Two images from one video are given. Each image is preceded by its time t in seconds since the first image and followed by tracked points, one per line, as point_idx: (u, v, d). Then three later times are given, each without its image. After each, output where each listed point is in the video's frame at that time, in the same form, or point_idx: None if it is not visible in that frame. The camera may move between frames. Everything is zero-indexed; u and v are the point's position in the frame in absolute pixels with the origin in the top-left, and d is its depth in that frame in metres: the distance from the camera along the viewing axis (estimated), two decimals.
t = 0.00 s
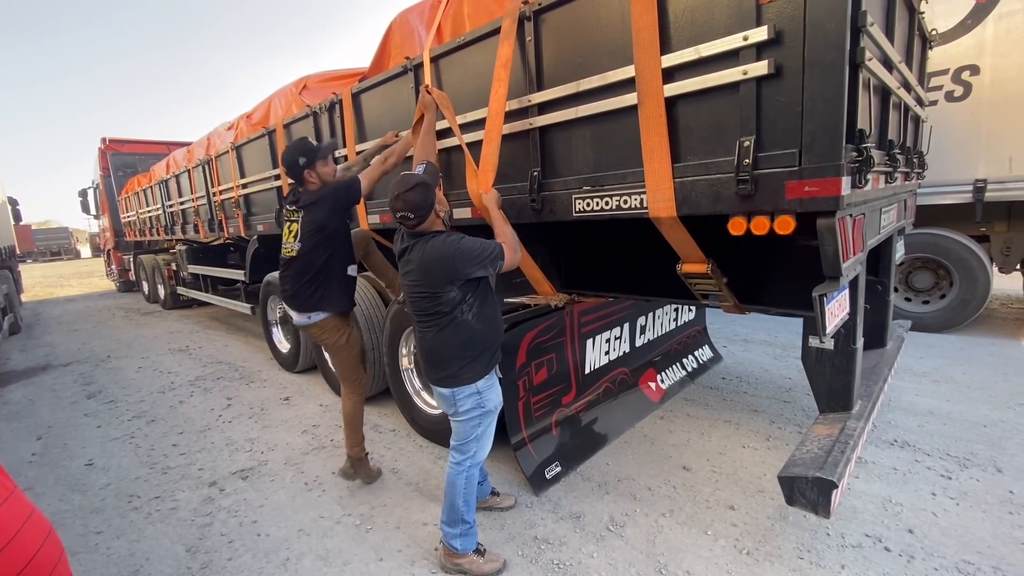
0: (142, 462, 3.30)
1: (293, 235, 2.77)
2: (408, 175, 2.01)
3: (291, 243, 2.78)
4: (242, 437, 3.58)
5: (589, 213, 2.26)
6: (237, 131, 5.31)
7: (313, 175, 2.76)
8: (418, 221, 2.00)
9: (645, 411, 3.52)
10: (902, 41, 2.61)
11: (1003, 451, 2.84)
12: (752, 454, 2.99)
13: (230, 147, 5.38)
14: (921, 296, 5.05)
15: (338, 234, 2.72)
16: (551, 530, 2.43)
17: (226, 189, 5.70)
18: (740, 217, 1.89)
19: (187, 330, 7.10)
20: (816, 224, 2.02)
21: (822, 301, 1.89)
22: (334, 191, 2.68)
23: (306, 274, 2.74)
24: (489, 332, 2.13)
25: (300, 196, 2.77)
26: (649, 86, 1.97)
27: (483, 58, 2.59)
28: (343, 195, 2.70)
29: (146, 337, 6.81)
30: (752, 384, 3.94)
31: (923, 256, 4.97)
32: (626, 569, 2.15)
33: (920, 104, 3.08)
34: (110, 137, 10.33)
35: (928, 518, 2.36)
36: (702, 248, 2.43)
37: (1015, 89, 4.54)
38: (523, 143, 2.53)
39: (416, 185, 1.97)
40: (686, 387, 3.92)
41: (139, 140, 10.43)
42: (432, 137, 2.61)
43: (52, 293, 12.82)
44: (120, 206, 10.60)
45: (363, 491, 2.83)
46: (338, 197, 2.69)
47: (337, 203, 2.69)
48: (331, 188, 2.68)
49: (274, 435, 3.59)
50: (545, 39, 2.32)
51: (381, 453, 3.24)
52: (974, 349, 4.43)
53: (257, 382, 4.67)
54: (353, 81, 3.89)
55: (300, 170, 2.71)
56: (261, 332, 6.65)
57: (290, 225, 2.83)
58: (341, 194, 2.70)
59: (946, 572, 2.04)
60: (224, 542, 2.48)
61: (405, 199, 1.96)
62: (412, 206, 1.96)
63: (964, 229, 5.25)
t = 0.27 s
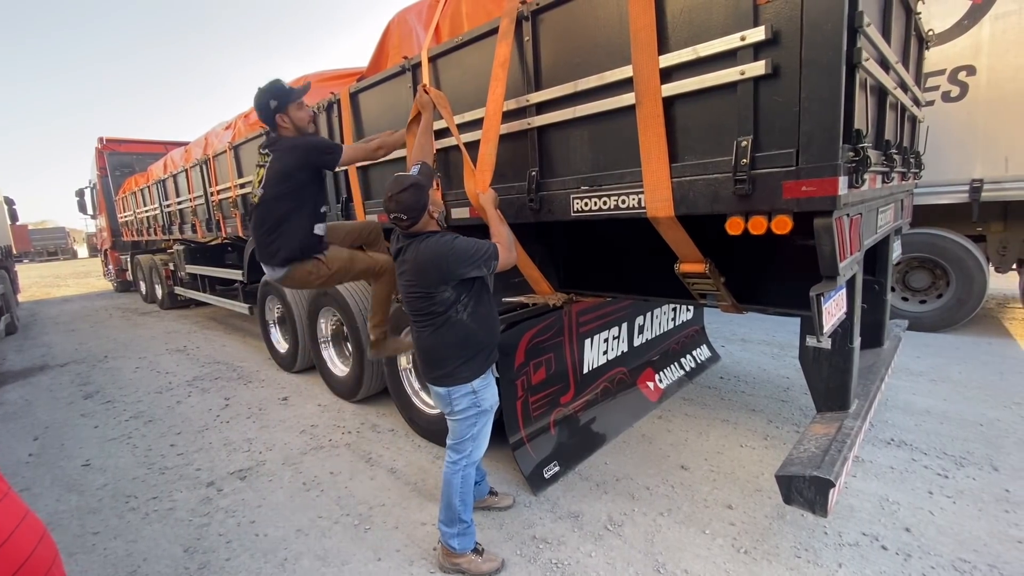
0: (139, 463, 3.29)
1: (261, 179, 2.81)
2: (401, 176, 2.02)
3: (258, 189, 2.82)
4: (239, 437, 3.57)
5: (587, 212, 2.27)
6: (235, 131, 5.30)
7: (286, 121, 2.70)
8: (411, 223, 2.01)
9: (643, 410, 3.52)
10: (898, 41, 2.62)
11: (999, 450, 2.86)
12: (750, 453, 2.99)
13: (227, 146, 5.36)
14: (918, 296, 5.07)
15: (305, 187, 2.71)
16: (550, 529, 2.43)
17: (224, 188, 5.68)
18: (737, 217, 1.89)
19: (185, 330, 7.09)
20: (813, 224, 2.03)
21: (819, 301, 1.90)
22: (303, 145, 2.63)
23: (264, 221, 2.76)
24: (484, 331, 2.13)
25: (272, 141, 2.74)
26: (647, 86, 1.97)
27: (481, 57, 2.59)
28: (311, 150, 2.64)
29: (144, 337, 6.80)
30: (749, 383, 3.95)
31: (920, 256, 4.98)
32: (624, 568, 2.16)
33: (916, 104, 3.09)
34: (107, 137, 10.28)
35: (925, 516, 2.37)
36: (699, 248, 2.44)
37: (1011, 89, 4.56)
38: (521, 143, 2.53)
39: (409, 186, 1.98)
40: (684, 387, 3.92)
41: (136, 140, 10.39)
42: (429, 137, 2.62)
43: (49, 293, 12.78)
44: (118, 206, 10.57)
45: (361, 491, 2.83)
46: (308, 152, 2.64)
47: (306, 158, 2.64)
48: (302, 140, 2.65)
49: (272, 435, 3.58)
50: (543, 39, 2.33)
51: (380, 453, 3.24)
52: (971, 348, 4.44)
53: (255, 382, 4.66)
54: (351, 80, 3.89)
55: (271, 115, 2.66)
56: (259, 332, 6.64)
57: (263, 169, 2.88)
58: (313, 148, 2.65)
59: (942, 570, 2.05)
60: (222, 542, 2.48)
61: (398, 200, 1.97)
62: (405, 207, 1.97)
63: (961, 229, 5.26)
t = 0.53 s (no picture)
0: (139, 463, 3.29)
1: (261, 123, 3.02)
2: (394, 178, 2.01)
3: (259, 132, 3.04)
4: (238, 437, 3.57)
5: (586, 212, 2.27)
6: (234, 130, 5.30)
7: (287, 65, 2.88)
8: (404, 223, 2.01)
9: (643, 409, 3.53)
10: (897, 41, 2.62)
11: (997, 449, 2.86)
12: (749, 452, 3.00)
13: (226, 146, 5.36)
14: (916, 296, 5.08)
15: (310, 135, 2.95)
16: (549, 529, 2.43)
17: (223, 188, 5.68)
18: (735, 216, 1.89)
19: (184, 329, 7.09)
20: (812, 223, 2.03)
21: (817, 300, 1.90)
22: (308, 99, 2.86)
23: (268, 163, 2.98)
24: (479, 330, 2.13)
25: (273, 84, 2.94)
26: (646, 85, 1.97)
27: (480, 57, 2.59)
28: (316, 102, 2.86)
29: (142, 337, 6.79)
30: (749, 383, 3.95)
31: (918, 256, 4.99)
32: (623, 567, 2.16)
33: (915, 104, 3.09)
34: (105, 137, 10.26)
35: (923, 515, 2.38)
36: (698, 247, 2.44)
37: (1010, 89, 4.56)
38: (520, 143, 2.53)
39: (401, 188, 1.97)
40: (683, 386, 3.92)
41: (135, 139, 10.37)
42: (429, 134, 2.60)
43: (48, 293, 12.76)
44: (116, 206, 10.55)
45: (360, 491, 2.83)
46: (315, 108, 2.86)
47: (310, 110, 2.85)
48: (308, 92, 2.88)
49: (271, 434, 3.58)
50: (542, 38, 2.33)
51: (379, 452, 3.24)
52: (969, 348, 4.45)
53: (254, 382, 4.66)
54: (350, 79, 3.88)
55: (274, 55, 2.84)
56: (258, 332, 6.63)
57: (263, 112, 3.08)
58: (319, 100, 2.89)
59: (940, 569, 2.06)
60: (221, 542, 2.48)
61: (391, 201, 1.97)
62: (397, 208, 1.97)
63: (959, 228, 5.27)
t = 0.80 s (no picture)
0: (138, 462, 3.29)
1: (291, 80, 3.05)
2: (387, 180, 2.01)
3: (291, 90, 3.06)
4: (238, 436, 3.57)
5: (585, 211, 2.27)
6: (233, 130, 5.30)
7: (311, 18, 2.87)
8: (398, 225, 2.01)
9: (642, 409, 3.53)
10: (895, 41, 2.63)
11: (995, 448, 2.87)
12: (748, 451, 3.00)
13: (225, 146, 5.36)
14: (914, 295, 5.09)
15: (329, 97, 2.93)
16: (548, 528, 2.44)
17: (222, 187, 5.68)
18: (734, 216, 1.89)
19: (183, 329, 7.09)
20: (810, 223, 2.04)
21: (815, 299, 1.91)
22: (327, 65, 2.82)
23: (297, 119, 2.99)
24: (475, 330, 2.13)
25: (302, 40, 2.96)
26: (644, 85, 1.98)
27: (480, 56, 2.60)
28: (334, 69, 2.83)
29: (142, 337, 6.79)
30: (747, 382, 3.96)
31: (917, 255, 5.01)
32: (622, 566, 2.17)
33: (913, 104, 3.10)
34: (104, 137, 10.26)
35: (921, 513, 2.38)
36: (697, 247, 2.45)
37: (1008, 88, 4.57)
38: (519, 143, 2.54)
39: (395, 190, 1.97)
40: (682, 385, 3.93)
41: (134, 139, 10.37)
42: (429, 134, 2.64)
43: (46, 293, 12.74)
44: (115, 206, 10.54)
45: (360, 490, 2.84)
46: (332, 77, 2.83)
47: (329, 77, 2.83)
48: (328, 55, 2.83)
49: (271, 434, 3.59)
50: (541, 38, 2.33)
51: (379, 451, 3.25)
52: (968, 347, 4.46)
53: (253, 382, 4.66)
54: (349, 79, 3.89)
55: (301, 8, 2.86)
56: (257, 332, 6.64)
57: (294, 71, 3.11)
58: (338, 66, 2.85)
59: (938, 567, 2.07)
60: (221, 541, 2.48)
61: (384, 204, 1.97)
62: (391, 211, 1.97)
63: (958, 228, 5.28)
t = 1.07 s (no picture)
0: (138, 462, 3.29)
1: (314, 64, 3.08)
2: (384, 180, 2.01)
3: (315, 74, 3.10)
4: (238, 436, 3.57)
5: (586, 210, 2.27)
6: (233, 129, 5.29)
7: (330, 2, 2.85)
8: (396, 224, 2.01)
9: (641, 408, 3.54)
10: (895, 40, 2.62)
11: (994, 446, 2.87)
12: (748, 450, 3.00)
13: (225, 145, 5.36)
14: (914, 294, 5.10)
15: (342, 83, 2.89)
16: (548, 527, 2.44)
17: (222, 187, 5.68)
18: (734, 215, 1.89)
19: (182, 329, 7.09)
20: (810, 222, 2.04)
21: (815, 298, 1.91)
22: (331, 51, 2.76)
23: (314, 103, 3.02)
24: (474, 328, 2.13)
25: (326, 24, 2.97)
26: (645, 84, 1.98)
27: (479, 55, 2.59)
28: (339, 57, 2.76)
29: (141, 337, 6.78)
30: (747, 381, 3.96)
31: (916, 254, 5.01)
32: (622, 565, 2.17)
33: (913, 102, 3.10)
34: (103, 136, 10.25)
35: (920, 512, 2.39)
36: (697, 246, 2.45)
37: (1008, 87, 4.57)
38: (519, 141, 2.53)
39: (393, 189, 1.97)
40: (682, 384, 3.93)
41: (133, 138, 10.36)
42: (429, 134, 2.66)
43: (45, 292, 12.73)
44: (115, 205, 10.54)
45: (360, 489, 2.84)
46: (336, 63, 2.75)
47: (334, 63, 2.76)
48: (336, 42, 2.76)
49: (271, 433, 3.59)
50: (541, 37, 2.33)
51: (379, 451, 3.25)
52: (967, 346, 4.46)
53: (253, 381, 4.66)
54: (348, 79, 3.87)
55: None
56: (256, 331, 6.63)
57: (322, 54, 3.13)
58: (345, 53, 2.77)
59: (938, 566, 2.07)
60: (221, 540, 2.48)
61: (381, 204, 1.97)
62: (389, 211, 1.97)
63: (957, 227, 5.27)
